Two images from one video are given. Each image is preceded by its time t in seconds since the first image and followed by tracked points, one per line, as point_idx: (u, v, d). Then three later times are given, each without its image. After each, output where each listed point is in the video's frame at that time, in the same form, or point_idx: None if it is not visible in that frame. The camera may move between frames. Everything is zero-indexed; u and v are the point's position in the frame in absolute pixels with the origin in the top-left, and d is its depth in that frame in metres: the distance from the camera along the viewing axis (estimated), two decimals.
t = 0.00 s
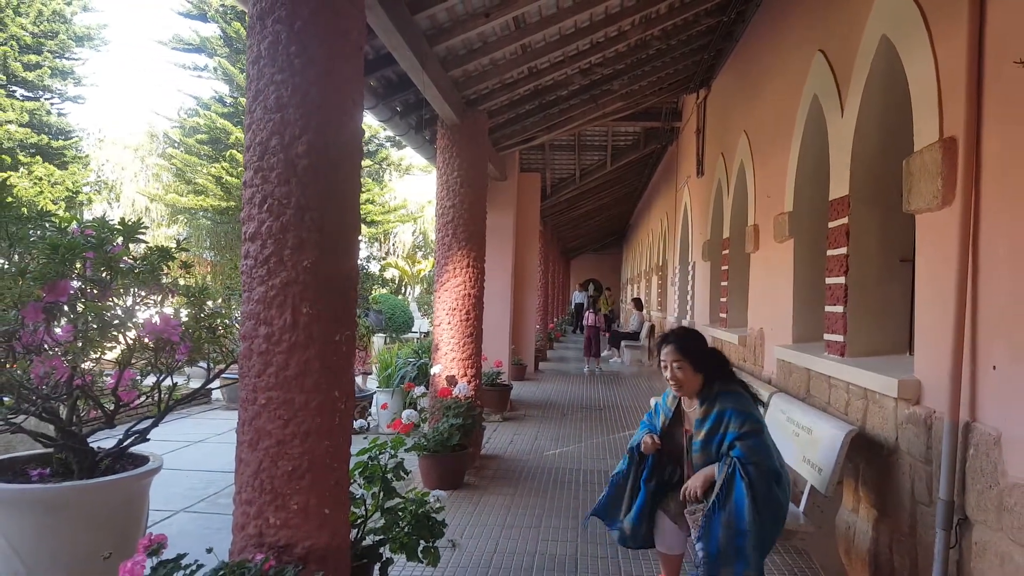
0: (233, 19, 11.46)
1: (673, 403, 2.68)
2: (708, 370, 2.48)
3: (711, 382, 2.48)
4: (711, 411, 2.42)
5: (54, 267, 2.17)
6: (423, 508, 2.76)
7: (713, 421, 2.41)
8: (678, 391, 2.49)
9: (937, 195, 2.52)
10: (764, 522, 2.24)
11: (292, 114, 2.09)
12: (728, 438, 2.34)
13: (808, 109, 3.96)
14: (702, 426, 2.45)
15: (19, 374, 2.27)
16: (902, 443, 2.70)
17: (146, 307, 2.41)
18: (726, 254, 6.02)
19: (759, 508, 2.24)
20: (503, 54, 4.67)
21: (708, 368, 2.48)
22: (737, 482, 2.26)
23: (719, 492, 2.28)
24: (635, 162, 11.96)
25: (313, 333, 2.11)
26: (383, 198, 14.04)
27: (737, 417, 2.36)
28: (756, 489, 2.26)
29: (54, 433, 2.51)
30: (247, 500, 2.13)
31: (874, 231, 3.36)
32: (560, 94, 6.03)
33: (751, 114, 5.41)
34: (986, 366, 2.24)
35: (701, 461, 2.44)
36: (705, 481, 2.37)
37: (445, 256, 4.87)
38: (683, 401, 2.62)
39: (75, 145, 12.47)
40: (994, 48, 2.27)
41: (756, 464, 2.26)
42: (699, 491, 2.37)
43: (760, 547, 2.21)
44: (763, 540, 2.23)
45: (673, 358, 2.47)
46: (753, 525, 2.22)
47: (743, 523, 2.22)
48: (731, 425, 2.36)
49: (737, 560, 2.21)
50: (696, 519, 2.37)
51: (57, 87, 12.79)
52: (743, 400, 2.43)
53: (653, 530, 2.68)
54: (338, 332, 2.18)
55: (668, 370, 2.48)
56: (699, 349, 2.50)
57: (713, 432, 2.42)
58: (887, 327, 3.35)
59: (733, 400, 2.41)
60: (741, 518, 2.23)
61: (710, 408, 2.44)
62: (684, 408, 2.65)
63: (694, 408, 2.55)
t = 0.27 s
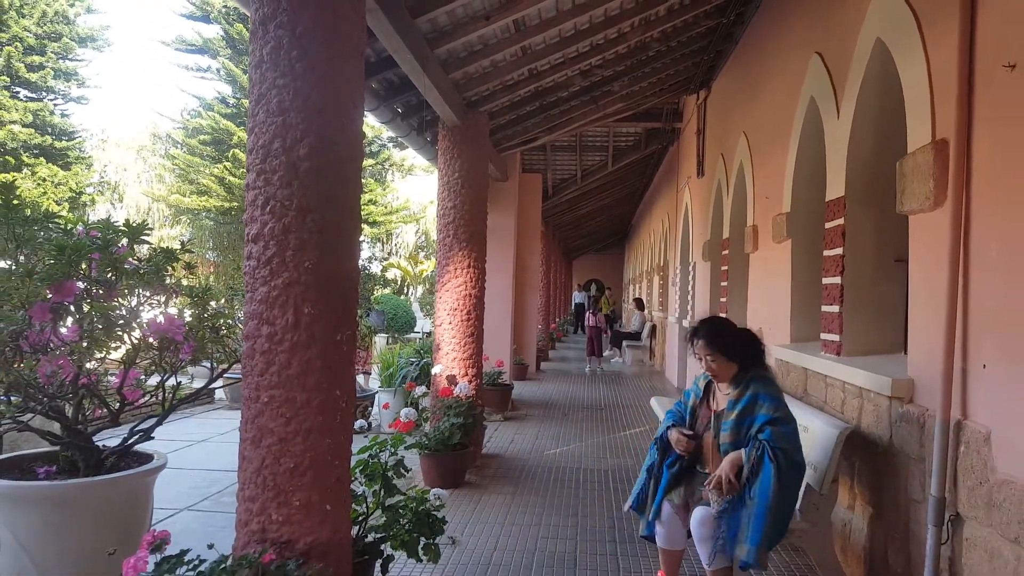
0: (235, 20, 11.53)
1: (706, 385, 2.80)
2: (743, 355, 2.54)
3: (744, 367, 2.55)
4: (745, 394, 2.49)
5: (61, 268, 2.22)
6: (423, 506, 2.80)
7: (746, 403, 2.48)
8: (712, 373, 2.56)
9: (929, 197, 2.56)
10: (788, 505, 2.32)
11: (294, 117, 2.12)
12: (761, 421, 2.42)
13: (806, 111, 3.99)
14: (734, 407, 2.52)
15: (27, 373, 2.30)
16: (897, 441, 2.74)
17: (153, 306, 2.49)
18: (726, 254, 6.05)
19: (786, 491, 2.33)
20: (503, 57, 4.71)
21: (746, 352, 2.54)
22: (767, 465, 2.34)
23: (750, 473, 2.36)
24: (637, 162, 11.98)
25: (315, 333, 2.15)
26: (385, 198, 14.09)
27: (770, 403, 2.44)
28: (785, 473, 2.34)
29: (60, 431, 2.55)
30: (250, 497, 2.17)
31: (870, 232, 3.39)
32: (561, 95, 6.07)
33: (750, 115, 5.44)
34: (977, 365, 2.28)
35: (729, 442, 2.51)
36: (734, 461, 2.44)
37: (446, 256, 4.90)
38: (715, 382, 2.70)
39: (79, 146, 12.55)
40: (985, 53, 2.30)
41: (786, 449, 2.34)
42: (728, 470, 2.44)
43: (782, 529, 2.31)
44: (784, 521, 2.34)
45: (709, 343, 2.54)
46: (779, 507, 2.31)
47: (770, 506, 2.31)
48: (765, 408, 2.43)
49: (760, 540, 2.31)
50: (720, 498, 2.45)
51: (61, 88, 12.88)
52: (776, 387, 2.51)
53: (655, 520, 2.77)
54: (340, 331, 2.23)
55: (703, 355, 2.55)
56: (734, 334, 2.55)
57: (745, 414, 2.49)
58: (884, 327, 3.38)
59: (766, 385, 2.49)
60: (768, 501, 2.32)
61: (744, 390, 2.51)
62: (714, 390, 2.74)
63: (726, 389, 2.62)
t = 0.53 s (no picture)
0: (237, 22, 11.57)
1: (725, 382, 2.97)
2: (760, 353, 2.74)
3: (761, 363, 2.75)
4: (760, 388, 2.68)
5: (67, 271, 2.26)
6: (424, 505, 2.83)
7: (761, 397, 2.66)
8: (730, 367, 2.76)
9: (924, 199, 2.59)
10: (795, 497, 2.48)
11: (296, 122, 2.16)
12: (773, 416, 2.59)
13: (803, 113, 4.02)
14: (749, 401, 2.70)
15: (33, 374, 2.32)
16: (893, 440, 2.77)
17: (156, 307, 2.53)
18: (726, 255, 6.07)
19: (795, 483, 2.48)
20: (503, 59, 4.74)
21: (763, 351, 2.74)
22: (776, 457, 2.51)
23: (760, 464, 2.53)
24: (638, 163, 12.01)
25: (317, 334, 2.18)
26: (386, 199, 14.13)
27: (784, 399, 2.61)
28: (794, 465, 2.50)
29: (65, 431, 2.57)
30: (254, 495, 2.20)
31: (867, 233, 3.42)
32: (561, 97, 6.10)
33: (750, 117, 5.46)
34: (970, 365, 2.32)
35: (741, 434, 2.69)
36: (746, 452, 2.62)
37: (447, 257, 4.94)
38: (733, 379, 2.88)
39: (81, 147, 12.61)
40: (978, 57, 2.33)
41: (795, 443, 2.49)
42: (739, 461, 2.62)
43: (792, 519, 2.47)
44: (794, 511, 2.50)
45: (730, 338, 2.75)
46: (788, 497, 2.47)
47: (779, 496, 2.48)
48: (778, 403, 2.60)
49: (771, 528, 2.48)
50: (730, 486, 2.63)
51: (64, 90, 12.94)
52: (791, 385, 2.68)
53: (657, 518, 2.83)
54: (341, 332, 2.26)
55: (724, 346, 2.76)
56: (755, 333, 2.77)
57: (759, 408, 2.67)
58: (882, 327, 3.41)
59: (783, 382, 2.66)
60: (777, 491, 2.49)
61: (761, 385, 2.69)
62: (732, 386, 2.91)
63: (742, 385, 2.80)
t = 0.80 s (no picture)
0: (238, 23, 11.59)
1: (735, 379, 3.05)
2: (773, 353, 2.80)
3: (773, 362, 2.81)
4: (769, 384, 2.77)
5: (71, 271, 2.28)
6: (426, 504, 2.85)
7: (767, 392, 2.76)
8: (741, 364, 2.83)
9: (922, 199, 2.60)
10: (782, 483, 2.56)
11: (298, 123, 2.17)
12: (773, 407, 2.68)
13: (803, 113, 4.03)
14: (756, 394, 2.81)
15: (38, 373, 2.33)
16: (892, 439, 2.78)
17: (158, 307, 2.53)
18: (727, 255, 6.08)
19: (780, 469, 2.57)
20: (504, 60, 4.76)
21: (775, 350, 2.81)
22: (764, 441, 2.61)
23: (748, 446, 2.64)
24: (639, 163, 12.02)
25: (319, 333, 2.19)
26: (387, 200, 14.15)
27: (789, 395, 2.69)
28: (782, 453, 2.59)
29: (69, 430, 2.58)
30: (257, 494, 2.20)
31: (867, 233, 3.43)
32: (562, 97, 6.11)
33: (750, 117, 5.47)
34: (969, 363, 2.33)
35: (740, 421, 2.81)
36: (739, 435, 2.75)
37: (448, 257, 4.95)
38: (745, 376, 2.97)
39: (83, 148, 12.63)
40: (976, 57, 2.34)
41: (787, 432, 2.58)
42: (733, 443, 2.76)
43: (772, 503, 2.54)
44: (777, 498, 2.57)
45: (742, 336, 2.81)
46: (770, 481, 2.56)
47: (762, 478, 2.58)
48: (780, 396, 2.70)
49: (751, 508, 2.58)
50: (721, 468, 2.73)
51: (65, 91, 12.96)
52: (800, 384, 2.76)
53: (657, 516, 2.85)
54: (343, 332, 2.27)
55: (736, 345, 2.83)
56: (766, 332, 2.82)
57: (763, 401, 2.78)
58: (882, 327, 3.42)
59: (792, 381, 2.74)
60: (761, 473, 2.59)
61: (771, 382, 2.78)
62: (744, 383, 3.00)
63: (753, 381, 2.90)
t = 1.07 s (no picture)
0: (240, 22, 11.61)
1: (747, 375, 3.08)
2: (788, 352, 2.83)
3: (788, 362, 2.83)
4: (778, 385, 2.78)
5: (85, 267, 2.30)
6: (433, 498, 2.87)
7: (775, 392, 2.77)
8: (756, 361, 2.85)
9: (927, 195, 2.62)
10: (777, 491, 2.58)
11: (309, 120, 2.19)
12: (777, 411, 2.69)
13: (807, 112, 4.05)
14: (764, 394, 2.82)
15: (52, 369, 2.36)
16: (897, 434, 2.80)
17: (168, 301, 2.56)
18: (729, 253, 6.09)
19: (773, 476, 2.58)
20: (509, 58, 4.77)
21: (791, 350, 2.83)
22: (763, 446, 2.63)
23: (746, 449, 2.66)
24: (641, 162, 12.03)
25: (330, 329, 2.21)
26: (389, 199, 14.16)
27: (796, 399, 2.69)
28: (778, 460, 2.60)
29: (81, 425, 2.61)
30: (268, 488, 2.23)
31: (871, 230, 3.45)
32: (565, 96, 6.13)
33: (753, 115, 5.49)
34: (975, 358, 2.35)
35: (745, 419, 2.84)
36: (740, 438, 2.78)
37: (452, 255, 4.97)
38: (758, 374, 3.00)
39: (84, 147, 12.63)
40: (981, 54, 2.36)
41: (786, 440, 2.59)
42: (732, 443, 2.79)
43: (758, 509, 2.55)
44: (764, 505, 2.58)
45: (758, 334, 2.83)
46: (759, 487, 2.57)
47: (752, 482, 2.58)
48: (786, 400, 2.70)
49: (735, 510, 2.58)
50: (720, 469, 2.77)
51: (66, 90, 12.97)
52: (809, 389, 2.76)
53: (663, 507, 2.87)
54: (353, 327, 2.29)
55: (751, 343, 2.84)
56: (780, 331, 2.84)
57: (769, 402, 2.78)
58: (886, 323, 3.44)
59: (801, 384, 2.74)
60: (752, 477, 2.60)
61: (780, 382, 2.79)
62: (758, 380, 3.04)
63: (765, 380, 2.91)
